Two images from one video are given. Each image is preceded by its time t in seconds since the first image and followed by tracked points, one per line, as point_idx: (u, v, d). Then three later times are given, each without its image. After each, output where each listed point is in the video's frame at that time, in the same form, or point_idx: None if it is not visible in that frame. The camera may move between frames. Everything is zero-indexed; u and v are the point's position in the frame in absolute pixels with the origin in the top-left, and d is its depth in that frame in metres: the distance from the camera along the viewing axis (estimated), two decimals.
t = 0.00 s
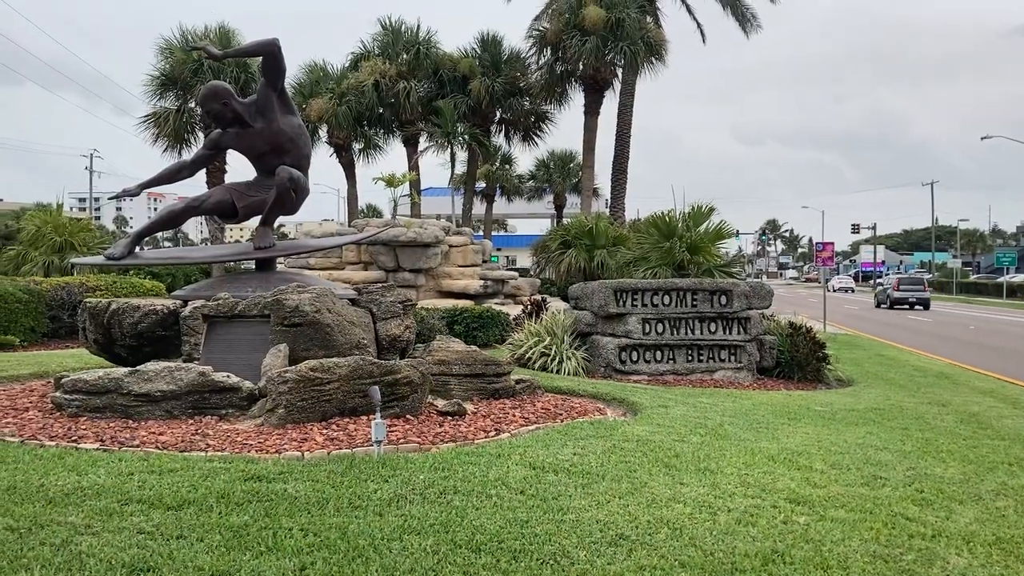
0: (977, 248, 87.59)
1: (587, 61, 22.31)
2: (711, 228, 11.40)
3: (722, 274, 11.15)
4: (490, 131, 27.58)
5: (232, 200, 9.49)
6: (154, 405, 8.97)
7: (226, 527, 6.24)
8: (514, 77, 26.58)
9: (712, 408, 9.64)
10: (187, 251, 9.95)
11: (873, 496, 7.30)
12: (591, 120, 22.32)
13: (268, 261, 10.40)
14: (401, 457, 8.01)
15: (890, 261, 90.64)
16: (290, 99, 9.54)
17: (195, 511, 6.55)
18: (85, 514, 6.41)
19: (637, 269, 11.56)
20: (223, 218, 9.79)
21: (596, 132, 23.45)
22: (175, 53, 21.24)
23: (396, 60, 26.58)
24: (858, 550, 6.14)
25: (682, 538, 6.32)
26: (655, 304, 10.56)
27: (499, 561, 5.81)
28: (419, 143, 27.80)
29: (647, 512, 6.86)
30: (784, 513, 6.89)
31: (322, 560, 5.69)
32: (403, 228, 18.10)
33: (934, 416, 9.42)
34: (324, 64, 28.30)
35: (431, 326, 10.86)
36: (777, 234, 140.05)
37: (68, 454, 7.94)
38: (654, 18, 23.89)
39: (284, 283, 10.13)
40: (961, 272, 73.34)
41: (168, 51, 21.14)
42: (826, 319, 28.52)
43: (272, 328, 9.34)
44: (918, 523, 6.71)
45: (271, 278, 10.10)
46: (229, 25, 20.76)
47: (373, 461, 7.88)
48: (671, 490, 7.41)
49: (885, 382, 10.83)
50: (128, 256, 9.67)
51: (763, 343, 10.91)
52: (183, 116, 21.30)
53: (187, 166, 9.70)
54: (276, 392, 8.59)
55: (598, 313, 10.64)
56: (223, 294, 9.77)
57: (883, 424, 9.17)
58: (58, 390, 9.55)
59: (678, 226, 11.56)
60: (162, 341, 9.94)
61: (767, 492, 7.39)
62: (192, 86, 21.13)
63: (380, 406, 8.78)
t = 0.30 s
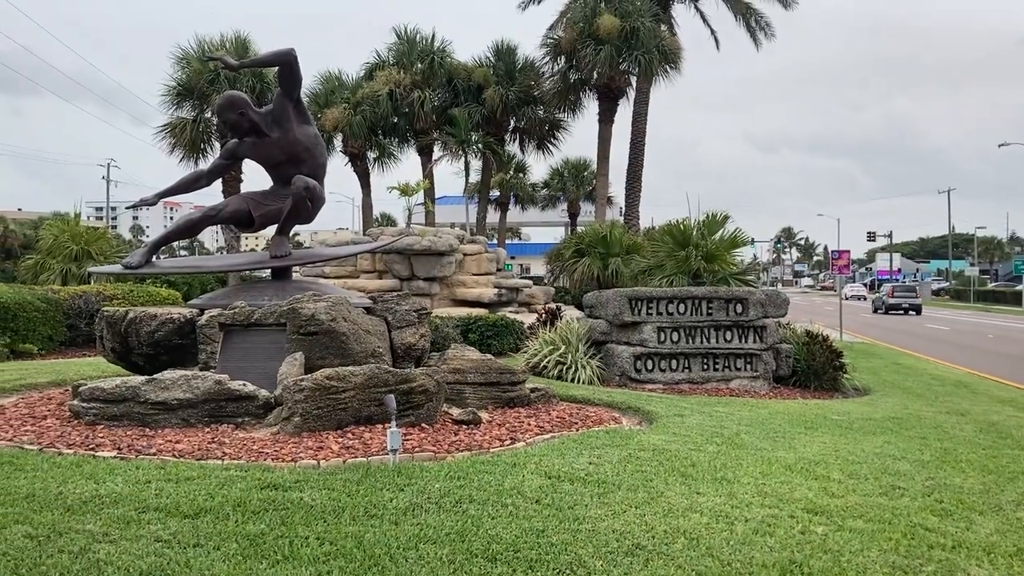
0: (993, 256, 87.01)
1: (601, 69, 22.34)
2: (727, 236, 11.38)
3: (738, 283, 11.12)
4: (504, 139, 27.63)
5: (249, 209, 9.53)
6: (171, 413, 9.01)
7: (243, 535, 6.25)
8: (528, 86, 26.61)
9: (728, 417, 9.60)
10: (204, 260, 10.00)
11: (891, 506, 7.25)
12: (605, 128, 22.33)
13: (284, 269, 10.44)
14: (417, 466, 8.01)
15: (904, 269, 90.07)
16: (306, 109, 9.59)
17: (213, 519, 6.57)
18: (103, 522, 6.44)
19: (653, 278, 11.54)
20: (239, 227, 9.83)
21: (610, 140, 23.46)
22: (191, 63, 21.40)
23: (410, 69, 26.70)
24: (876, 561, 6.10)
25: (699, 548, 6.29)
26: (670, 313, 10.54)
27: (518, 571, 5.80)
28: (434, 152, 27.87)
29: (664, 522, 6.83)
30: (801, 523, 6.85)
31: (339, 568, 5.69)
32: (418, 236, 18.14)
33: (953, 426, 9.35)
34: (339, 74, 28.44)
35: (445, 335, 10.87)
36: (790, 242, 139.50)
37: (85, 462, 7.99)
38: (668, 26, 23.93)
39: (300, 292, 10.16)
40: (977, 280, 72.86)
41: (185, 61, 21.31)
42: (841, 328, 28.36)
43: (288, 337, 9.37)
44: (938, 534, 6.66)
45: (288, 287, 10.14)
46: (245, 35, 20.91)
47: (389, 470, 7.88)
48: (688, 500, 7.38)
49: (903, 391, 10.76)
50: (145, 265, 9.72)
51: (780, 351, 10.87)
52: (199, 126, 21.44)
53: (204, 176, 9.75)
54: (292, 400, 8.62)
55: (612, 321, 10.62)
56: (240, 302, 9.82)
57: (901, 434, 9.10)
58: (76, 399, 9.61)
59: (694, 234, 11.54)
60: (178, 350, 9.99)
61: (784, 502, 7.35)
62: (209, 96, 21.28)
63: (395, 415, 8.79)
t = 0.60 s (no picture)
0: (1011, 264, 86.27)
1: (617, 80, 22.36)
2: (744, 245, 11.34)
3: (756, 293, 11.08)
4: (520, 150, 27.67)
5: (268, 220, 9.59)
6: (190, 424, 9.06)
7: (261, 546, 6.27)
8: (544, 97, 26.65)
9: (747, 428, 9.56)
10: (223, 271, 10.07)
11: (913, 518, 7.19)
12: (622, 138, 22.33)
13: (302, 280, 10.50)
14: (435, 477, 8.02)
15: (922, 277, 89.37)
16: (324, 121, 9.65)
17: (233, 530, 6.59)
18: (124, 532, 6.48)
19: (672, 289, 11.51)
20: (257, 239, 9.89)
21: (626, 150, 23.45)
22: (210, 75, 21.58)
23: (427, 80, 26.82)
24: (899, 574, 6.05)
25: (719, 560, 6.27)
26: (688, 323, 10.51)
27: None
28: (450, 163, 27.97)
29: (683, 533, 6.80)
30: (822, 535, 6.81)
31: None
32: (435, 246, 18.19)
33: (974, 437, 9.28)
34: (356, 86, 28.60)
35: (462, 345, 10.88)
36: (806, 251, 138.74)
37: (106, 472, 8.04)
38: (684, 36, 23.94)
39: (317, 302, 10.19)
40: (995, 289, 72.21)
41: (204, 73, 21.50)
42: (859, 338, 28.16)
43: (306, 347, 9.41)
44: (960, 546, 6.59)
45: (306, 297, 10.19)
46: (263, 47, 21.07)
47: (407, 480, 7.89)
48: (708, 511, 7.35)
49: (923, 401, 10.68)
50: (164, 276, 9.80)
51: (799, 362, 10.82)
52: (218, 137, 21.60)
53: (223, 188, 9.83)
54: (310, 410, 8.65)
55: (629, 331, 10.59)
56: (258, 313, 9.87)
57: (923, 445, 9.03)
58: (96, 408, 9.68)
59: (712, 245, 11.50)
60: (197, 360, 10.05)
61: (804, 513, 7.30)
62: (227, 108, 21.44)
63: (413, 425, 8.80)
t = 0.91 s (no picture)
0: None
1: (635, 91, 22.37)
2: (765, 257, 11.29)
3: (775, 304, 11.04)
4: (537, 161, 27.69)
5: (288, 233, 9.65)
6: (210, 436, 9.11)
7: (281, 559, 6.29)
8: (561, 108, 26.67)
9: (767, 441, 9.52)
10: (243, 283, 10.12)
11: (937, 533, 7.11)
12: (639, 150, 22.30)
13: (321, 293, 10.54)
14: (454, 489, 8.02)
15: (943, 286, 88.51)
16: (344, 134, 9.71)
17: (254, 542, 6.62)
18: (146, 544, 6.51)
19: (692, 301, 11.47)
20: (277, 252, 9.95)
21: (644, 162, 23.42)
22: (230, 89, 21.78)
23: (445, 93, 26.91)
24: None
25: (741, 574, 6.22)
26: (707, 335, 10.48)
27: None
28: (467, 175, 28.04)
29: (704, 547, 6.76)
30: (845, 549, 6.75)
31: None
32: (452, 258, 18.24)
33: (998, 451, 9.17)
34: (374, 99, 28.75)
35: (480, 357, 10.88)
36: (824, 260, 137.67)
37: (128, 484, 8.10)
38: (701, 47, 23.91)
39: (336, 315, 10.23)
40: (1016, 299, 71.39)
41: (224, 88, 21.69)
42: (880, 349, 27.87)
43: (326, 359, 9.44)
44: (986, 562, 6.51)
45: (325, 310, 10.23)
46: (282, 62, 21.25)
47: (426, 493, 7.89)
48: (729, 524, 7.30)
49: (945, 414, 10.57)
50: (185, 288, 9.87)
51: (819, 374, 10.77)
52: (237, 151, 21.76)
53: (243, 201, 9.89)
54: (329, 422, 8.67)
55: (648, 343, 10.56)
56: (277, 325, 9.92)
57: (947, 459, 8.94)
58: (117, 421, 9.75)
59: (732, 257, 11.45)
60: (217, 373, 10.11)
61: (826, 527, 7.24)
62: (247, 122, 21.62)
63: (431, 438, 8.81)
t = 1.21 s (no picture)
0: None
1: (652, 104, 22.40)
2: (783, 269, 11.24)
3: (795, 317, 10.99)
4: (553, 174, 27.73)
5: (307, 246, 9.70)
6: (229, 448, 9.14)
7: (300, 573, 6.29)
8: (578, 121, 26.71)
9: (787, 454, 9.45)
10: (262, 297, 10.18)
11: (960, 548, 7.02)
12: (656, 162, 22.29)
13: (340, 306, 10.58)
14: (472, 503, 8.01)
15: (964, 298, 87.50)
16: (362, 148, 9.76)
17: (273, 555, 6.63)
18: (166, 557, 6.53)
19: (710, 313, 11.42)
20: (296, 265, 10.00)
21: (662, 174, 23.39)
22: (249, 104, 22.00)
23: (462, 106, 27.03)
24: None
25: None
26: (726, 347, 10.42)
27: None
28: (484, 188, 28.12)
29: (724, 562, 6.71)
30: (866, 564, 6.68)
31: None
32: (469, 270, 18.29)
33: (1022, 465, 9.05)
34: (392, 112, 28.91)
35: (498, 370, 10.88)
36: (847, 276, 135.97)
37: (148, 496, 8.15)
38: (718, 60, 23.90)
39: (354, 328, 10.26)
40: None
41: (243, 102, 21.90)
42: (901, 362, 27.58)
43: (344, 372, 9.47)
44: None
45: (343, 323, 10.27)
46: (301, 76, 21.45)
47: (444, 506, 7.88)
48: (748, 538, 7.24)
49: (969, 428, 10.46)
50: (205, 302, 9.94)
51: (838, 387, 10.71)
52: (256, 165, 21.93)
53: (263, 215, 9.96)
54: (348, 435, 8.68)
55: (667, 356, 10.51)
56: (296, 338, 9.97)
57: (970, 474, 8.82)
58: (138, 433, 9.83)
59: (751, 269, 11.41)
60: (237, 386, 10.16)
61: (847, 542, 7.16)
62: (266, 136, 21.80)
63: (450, 450, 8.81)
